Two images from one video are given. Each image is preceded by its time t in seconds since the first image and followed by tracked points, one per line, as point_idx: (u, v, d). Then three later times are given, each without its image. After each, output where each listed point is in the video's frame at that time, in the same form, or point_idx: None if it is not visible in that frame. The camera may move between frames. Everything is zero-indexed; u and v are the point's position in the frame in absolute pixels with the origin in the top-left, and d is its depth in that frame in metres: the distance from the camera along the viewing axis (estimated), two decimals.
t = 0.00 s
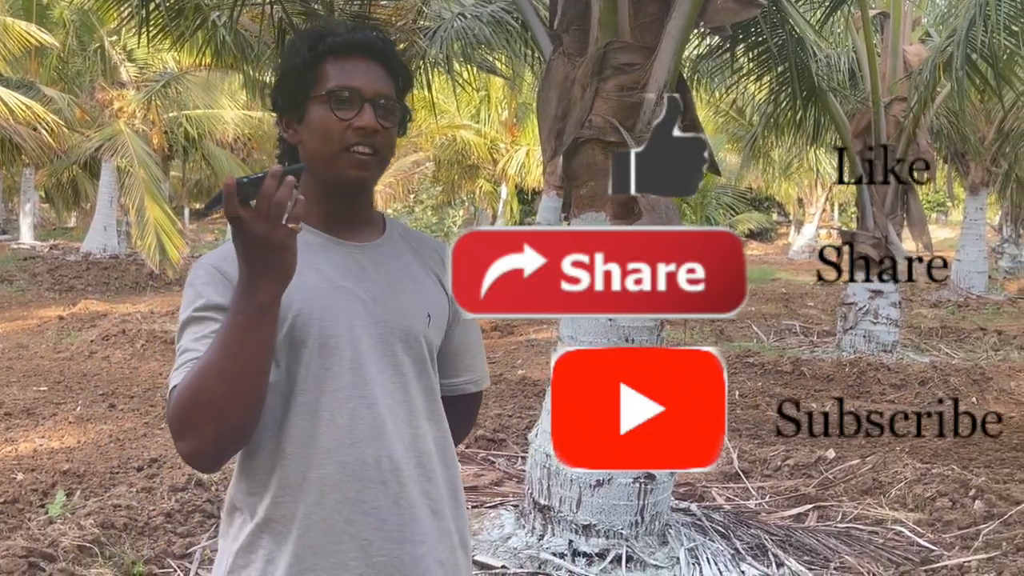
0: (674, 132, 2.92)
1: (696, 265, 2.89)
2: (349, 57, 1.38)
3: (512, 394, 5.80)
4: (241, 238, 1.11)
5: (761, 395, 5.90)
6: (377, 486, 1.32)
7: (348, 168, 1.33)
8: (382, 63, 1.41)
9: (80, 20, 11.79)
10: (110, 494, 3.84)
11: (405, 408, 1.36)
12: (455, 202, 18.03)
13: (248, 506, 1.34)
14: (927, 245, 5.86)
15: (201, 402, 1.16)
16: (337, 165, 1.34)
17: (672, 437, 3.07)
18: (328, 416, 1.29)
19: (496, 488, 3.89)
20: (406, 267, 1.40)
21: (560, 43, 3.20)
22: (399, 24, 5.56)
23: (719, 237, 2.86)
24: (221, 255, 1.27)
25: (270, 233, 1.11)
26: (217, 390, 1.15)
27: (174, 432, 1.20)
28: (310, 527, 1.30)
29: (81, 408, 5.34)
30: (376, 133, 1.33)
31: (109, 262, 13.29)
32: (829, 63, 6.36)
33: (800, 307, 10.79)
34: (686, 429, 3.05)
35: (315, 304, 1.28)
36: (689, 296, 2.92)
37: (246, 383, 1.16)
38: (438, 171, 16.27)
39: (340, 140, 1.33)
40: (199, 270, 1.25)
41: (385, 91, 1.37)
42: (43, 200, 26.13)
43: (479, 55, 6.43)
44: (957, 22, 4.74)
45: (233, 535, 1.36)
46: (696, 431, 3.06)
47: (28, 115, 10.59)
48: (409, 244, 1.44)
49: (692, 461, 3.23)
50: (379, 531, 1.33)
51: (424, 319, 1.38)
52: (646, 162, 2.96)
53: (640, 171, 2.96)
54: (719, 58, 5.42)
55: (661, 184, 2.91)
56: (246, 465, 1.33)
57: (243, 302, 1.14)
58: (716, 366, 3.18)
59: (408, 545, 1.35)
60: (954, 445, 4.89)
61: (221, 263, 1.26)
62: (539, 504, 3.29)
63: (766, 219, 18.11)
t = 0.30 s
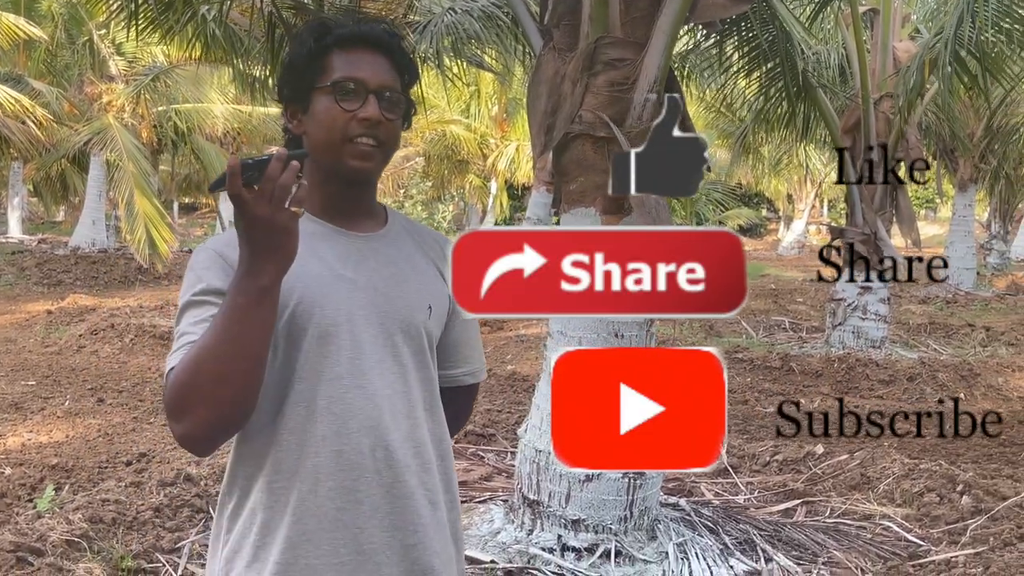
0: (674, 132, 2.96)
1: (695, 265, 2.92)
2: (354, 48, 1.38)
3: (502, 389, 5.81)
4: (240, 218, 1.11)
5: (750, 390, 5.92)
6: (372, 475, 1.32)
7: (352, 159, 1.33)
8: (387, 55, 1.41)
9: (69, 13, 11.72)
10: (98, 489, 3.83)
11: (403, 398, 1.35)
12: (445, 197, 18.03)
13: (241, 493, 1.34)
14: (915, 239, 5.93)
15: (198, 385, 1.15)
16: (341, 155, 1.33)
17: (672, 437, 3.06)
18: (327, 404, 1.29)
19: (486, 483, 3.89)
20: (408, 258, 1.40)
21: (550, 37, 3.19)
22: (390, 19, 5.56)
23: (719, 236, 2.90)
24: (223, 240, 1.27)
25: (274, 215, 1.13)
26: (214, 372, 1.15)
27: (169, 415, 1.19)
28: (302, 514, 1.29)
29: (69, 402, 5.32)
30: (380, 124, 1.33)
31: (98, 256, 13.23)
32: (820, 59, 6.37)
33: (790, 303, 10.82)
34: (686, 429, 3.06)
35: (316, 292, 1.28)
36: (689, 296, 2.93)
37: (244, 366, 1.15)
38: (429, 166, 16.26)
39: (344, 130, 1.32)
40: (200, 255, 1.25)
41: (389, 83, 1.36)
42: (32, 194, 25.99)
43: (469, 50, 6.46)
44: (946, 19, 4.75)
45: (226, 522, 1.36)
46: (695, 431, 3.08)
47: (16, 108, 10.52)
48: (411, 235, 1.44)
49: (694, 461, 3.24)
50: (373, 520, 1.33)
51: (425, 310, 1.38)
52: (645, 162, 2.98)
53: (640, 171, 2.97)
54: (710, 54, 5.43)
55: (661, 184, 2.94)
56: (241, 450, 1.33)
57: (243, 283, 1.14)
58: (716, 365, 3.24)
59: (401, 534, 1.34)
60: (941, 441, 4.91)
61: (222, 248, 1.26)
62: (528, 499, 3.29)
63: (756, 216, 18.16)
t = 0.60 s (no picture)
0: (674, 131, 2.95)
1: (695, 265, 2.98)
2: (340, 43, 1.38)
3: (495, 385, 5.82)
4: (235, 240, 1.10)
5: (744, 386, 5.94)
6: (362, 473, 1.32)
7: (336, 154, 1.33)
8: (375, 49, 1.40)
9: (62, 7, 11.68)
10: (91, 485, 3.82)
11: (394, 397, 1.35)
12: (440, 192, 18.02)
13: (236, 490, 1.34)
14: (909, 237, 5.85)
15: (188, 388, 1.16)
16: (325, 150, 1.34)
17: (672, 437, 3.07)
18: (317, 402, 1.29)
19: (480, 479, 3.90)
20: (401, 256, 1.39)
21: (544, 33, 3.18)
22: (384, 14, 5.55)
23: (718, 236, 2.96)
24: (217, 241, 1.27)
25: (271, 238, 1.10)
26: (206, 381, 1.15)
27: (162, 416, 1.20)
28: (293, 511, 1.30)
29: (62, 398, 5.32)
30: (362, 117, 1.32)
31: (92, 252, 13.20)
32: (814, 55, 6.38)
33: (783, 299, 10.84)
34: (686, 429, 3.08)
35: (305, 291, 1.28)
36: (688, 296, 2.99)
37: (235, 374, 1.16)
38: (424, 162, 16.25)
39: (327, 125, 1.33)
40: (195, 254, 1.25)
41: (374, 77, 1.36)
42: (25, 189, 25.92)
43: (463, 47, 6.53)
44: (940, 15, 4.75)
45: (221, 517, 1.37)
46: (695, 430, 3.10)
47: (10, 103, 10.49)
48: (406, 233, 1.43)
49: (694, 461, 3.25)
50: (362, 519, 1.32)
51: (416, 308, 1.37)
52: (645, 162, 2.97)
53: (640, 171, 2.95)
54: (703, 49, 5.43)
55: (662, 184, 2.95)
56: (236, 447, 1.33)
57: (236, 299, 1.13)
58: (716, 366, 3.25)
59: (391, 533, 1.34)
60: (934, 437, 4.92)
61: (215, 249, 1.25)
62: (522, 494, 3.29)
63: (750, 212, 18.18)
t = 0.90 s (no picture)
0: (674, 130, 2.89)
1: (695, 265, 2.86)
2: (322, 44, 1.38)
3: (495, 381, 5.83)
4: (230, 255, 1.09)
5: (742, 382, 5.94)
6: (355, 471, 1.32)
7: (320, 158, 1.34)
8: (359, 47, 1.39)
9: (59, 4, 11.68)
10: (90, 482, 3.83)
11: (385, 395, 1.34)
12: (439, 189, 18.02)
13: (232, 487, 1.35)
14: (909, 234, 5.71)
15: (176, 387, 1.17)
16: (310, 154, 1.35)
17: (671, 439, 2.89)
18: (306, 401, 1.29)
19: (478, 475, 3.90)
20: (394, 254, 1.38)
21: (541, 30, 3.17)
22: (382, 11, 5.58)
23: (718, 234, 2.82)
24: (210, 239, 1.27)
25: (265, 258, 1.10)
26: (197, 383, 1.16)
27: (154, 413, 1.21)
28: (286, 507, 1.31)
29: (61, 395, 5.33)
30: (344, 121, 1.33)
31: (91, 249, 13.20)
32: (812, 52, 6.37)
33: (782, 295, 10.84)
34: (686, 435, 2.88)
35: (294, 290, 1.29)
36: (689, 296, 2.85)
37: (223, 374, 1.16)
38: (422, 159, 16.24)
39: (310, 129, 1.33)
40: (191, 254, 1.25)
41: (356, 77, 1.35)
42: (23, 187, 25.94)
43: (462, 44, 6.63)
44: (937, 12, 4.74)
45: (218, 513, 1.38)
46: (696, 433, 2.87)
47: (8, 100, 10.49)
48: (400, 230, 1.42)
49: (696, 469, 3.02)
50: (354, 517, 1.33)
51: (408, 306, 1.36)
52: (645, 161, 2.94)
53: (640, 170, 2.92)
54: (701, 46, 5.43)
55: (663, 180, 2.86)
56: (231, 445, 1.34)
57: (228, 305, 1.13)
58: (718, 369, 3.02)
59: (382, 531, 1.34)
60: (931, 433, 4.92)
61: (209, 248, 1.25)
62: (519, 491, 3.30)
63: (749, 209, 18.19)
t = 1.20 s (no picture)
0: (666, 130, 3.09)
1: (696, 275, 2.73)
2: (299, 46, 1.39)
3: (496, 380, 5.83)
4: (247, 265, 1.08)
5: (744, 381, 5.93)
6: (350, 468, 1.32)
7: (306, 156, 1.35)
8: (335, 46, 1.40)
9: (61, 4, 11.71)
10: (92, 481, 3.84)
11: (383, 392, 1.35)
12: (441, 187, 18.02)
13: (229, 486, 1.35)
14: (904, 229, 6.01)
15: (177, 386, 1.17)
16: (295, 155, 1.35)
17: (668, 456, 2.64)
18: (305, 398, 1.30)
19: (479, 474, 3.91)
20: (390, 252, 1.39)
21: (541, 29, 3.17)
22: (382, 10, 5.64)
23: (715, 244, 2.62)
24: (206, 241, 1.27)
25: (279, 267, 1.09)
26: (201, 385, 1.16)
27: (155, 413, 1.21)
28: (281, 506, 1.30)
29: (63, 395, 5.34)
30: (326, 117, 1.33)
31: (93, 248, 13.23)
32: (813, 50, 6.36)
33: (785, 294, 10.82)
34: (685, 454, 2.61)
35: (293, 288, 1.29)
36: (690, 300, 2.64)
37: (228, 378, 1.16)
38: (424, 158, 16.25)
39: (293, 130, 1.34)
40: (188, 255, 1.25)
41: (334, 74, 1.36)
42: (26, 186, 25.98)
43: (463, 43, 6.65)
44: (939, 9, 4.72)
45: (214, 515, 1.38)
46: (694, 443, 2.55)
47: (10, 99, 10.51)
48: (396, 230, 1.43)
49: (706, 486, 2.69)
50: (351, 513, 1.33)
51: (405, 302, 1.37)
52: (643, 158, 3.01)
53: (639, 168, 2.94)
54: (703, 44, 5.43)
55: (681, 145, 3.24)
56: (229, 443, 1.34)
57: (237, 311, 1.13)
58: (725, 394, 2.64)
59: (379, 527, 1.35)
60: (934, 431, 4.90)
61: (206, 249, 1.26)
62: (521, 490, 3.31)
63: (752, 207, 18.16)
